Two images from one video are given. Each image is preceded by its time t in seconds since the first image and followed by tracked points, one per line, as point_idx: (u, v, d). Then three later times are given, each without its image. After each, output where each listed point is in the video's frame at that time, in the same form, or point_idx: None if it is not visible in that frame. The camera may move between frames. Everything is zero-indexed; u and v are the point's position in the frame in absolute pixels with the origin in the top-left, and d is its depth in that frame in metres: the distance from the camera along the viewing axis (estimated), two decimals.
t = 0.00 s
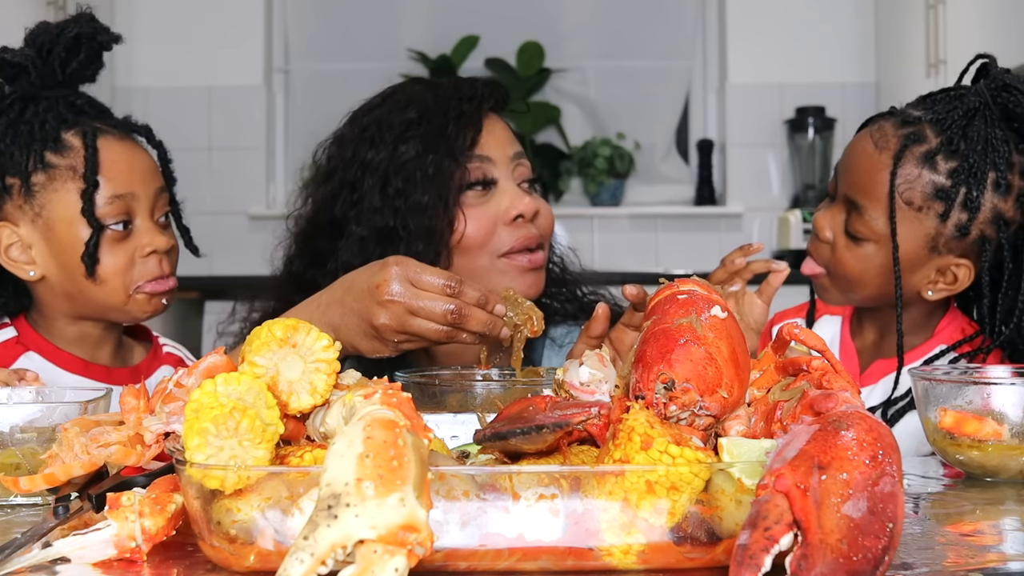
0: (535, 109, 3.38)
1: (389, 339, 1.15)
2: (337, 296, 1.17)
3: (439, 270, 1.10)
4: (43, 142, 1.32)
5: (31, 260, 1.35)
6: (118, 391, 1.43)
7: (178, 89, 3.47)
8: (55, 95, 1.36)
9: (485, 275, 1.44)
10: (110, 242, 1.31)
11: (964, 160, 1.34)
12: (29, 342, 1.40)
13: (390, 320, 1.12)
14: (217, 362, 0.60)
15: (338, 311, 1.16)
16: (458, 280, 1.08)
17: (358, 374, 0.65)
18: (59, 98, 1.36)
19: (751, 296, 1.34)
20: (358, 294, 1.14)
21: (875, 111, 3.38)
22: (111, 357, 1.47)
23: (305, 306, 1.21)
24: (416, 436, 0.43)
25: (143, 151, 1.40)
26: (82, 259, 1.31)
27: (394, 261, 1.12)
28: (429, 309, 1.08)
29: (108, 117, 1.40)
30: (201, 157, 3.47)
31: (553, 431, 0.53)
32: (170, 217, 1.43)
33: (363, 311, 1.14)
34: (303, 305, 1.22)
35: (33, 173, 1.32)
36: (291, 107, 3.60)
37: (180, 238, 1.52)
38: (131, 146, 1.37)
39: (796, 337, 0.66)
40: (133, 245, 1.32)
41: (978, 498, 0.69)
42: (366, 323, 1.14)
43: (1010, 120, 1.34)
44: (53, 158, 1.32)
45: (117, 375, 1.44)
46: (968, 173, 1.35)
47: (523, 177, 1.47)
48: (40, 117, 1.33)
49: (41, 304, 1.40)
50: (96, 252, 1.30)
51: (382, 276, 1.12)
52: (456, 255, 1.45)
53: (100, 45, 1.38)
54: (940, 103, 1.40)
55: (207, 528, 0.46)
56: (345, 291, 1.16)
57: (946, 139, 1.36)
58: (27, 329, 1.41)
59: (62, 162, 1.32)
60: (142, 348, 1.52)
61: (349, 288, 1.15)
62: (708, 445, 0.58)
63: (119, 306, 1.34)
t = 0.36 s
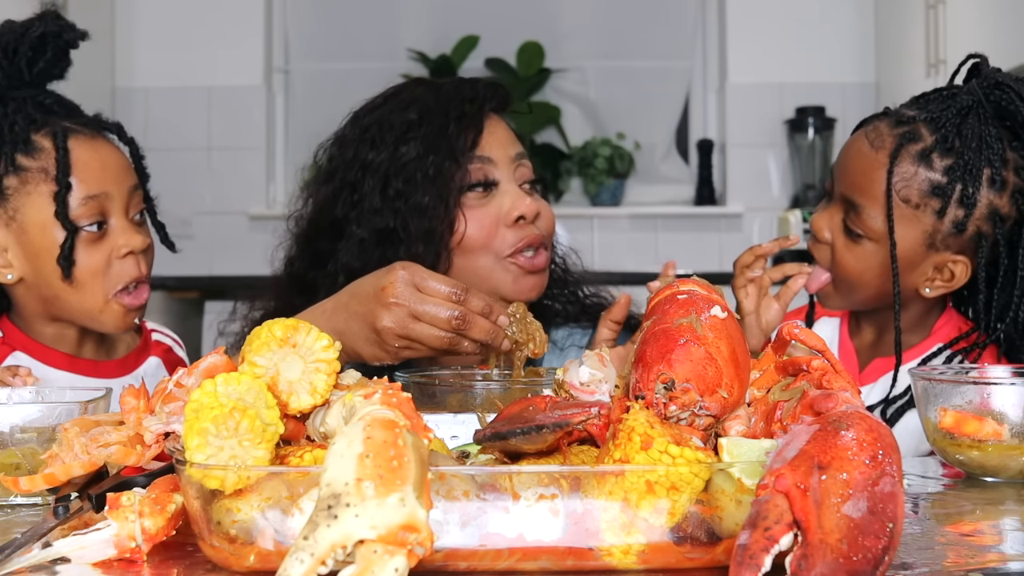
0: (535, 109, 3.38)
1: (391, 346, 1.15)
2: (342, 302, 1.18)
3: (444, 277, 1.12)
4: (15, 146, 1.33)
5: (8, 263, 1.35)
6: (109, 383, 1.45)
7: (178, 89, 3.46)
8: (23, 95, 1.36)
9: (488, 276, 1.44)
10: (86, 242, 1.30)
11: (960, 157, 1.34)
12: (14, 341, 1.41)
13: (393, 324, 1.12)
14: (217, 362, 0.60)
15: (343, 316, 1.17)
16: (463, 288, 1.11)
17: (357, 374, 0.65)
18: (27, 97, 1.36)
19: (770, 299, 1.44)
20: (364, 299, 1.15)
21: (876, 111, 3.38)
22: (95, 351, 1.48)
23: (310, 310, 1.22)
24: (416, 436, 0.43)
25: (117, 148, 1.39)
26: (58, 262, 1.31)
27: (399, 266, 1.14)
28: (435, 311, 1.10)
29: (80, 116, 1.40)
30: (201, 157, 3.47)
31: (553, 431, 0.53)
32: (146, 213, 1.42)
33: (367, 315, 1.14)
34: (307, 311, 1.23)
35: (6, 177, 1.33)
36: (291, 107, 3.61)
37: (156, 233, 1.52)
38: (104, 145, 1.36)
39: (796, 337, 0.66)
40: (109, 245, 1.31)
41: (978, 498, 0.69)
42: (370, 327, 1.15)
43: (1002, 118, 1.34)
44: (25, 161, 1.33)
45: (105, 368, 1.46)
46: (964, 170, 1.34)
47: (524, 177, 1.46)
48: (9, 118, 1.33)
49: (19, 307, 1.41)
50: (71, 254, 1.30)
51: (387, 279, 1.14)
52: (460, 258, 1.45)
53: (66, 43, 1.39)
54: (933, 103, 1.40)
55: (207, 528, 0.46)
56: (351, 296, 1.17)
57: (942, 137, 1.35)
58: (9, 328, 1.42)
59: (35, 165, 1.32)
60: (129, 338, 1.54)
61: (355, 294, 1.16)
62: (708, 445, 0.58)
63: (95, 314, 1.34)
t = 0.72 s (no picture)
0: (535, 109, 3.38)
1: (390, 350, 1.15)
2: (346, 304, 1.18)
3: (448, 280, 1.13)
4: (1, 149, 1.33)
5: None
6: (114, 380, 1.46)
7: (178, 89, 3.46)
8: (8, 96, 1.37)
9: (489, 282, 1.44)
10: (76, 245, 1.30)
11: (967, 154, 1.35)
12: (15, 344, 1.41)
13: (396, 326, 1.12)
14: (217, 362, 0.60)
15: (344, 319, 1.17)
16: (466, 291, 1.11)
17: (358, 374, 0.65)
18: (13, 100, 1.37)
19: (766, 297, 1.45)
20: (366, 301, 1.15)
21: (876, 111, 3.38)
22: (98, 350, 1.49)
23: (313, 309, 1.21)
24: (416, 436, 0.43)
25: (105, 149, 1.38)
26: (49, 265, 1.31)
27: (401, 269, 1.14)
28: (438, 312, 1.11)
29: (65, 118, 1.39)
30: (201, 157, 3.47)
31: (553, 431, 0.53)
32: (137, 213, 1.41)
33: (369, 317, 1.15)
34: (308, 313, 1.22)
35: None
36: (291, 108, 3.61)
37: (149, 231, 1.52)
38: (92, 146, 1.36)
39: (796, 337, 0.66)
40: (101, 245, 1.31)
41: (978, 498, 0.69)
42: (371, 329, 1.15)
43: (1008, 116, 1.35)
44: (13, 164, 1.33)
45: (107, 365, 1.46)
46: (971, 167, 1.35)
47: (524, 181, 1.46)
48: None
49: (14, 308, 1.41)
50: (61, 257, 1.29)
51: (390, 282, 1.14)
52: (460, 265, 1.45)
53: (49, 44, 1.38)
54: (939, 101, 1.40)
55: (207, 528, 0.46)
56: (353, 298, 1.17)
57: (948, 134, 1.36)
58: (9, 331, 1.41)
59: (22, 168, 1.32)
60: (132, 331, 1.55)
61: (357, 296, 1.16)
62: (708, 445, 0.58)
63: (94, 306, 1.34)
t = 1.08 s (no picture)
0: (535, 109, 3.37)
1: (389, 352, 1.14)
2: (347, 305, 1.18)
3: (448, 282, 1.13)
4: None
5: None
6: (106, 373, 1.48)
7: (177, 89, 3.46)
8: None
9: (486, 282, 1.44)
10: (55, 245, 1.30)
11: (989, 131, 1.36)
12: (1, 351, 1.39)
13: (397, 329, 1.12)
14: (217, 362, 0.60)
15: (346, 321, 1.17)
16: (465, 293, 1.11)
17: (358, 374, 0.65)
18: None
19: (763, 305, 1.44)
20: (367, 303, 1.16)
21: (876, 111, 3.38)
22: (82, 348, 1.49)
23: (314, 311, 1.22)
24: (416, 436, 0.43)
25: (83, 153, 1.39)
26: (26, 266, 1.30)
27: (403, 272, 1.15)
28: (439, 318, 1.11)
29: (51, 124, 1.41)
30: (201, 157, 3.47)
31: (553, 431, 0.53)
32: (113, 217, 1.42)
33: (370, 320, 1.15)
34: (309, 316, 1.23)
35: None
36: (291, 108, 3.61)
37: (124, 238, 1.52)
38: (70, 149, 1.37)
39: (796, 338, 0.66)
40: (78, 247, 1.31)
41: (978, 498, 0.69)
42: (371, 332, 1.15)
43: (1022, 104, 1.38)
44: None
45: (97, 359, 1.47)
46: (991, 144, 1.37)
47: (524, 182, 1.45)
48: None
49: None
50: (40, 256, 1.29)
51: (391, 284, 1.14)
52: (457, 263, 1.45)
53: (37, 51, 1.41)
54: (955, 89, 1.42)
55: (207, 528, 0.46)
56: (355, 301, 1.17)
57: (970, 113, 1.37)
58: None
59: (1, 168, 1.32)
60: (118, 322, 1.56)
61: (358, 298, 1.17)
62: (708, 445, 0.58)
63: (72, 311, 1.34)
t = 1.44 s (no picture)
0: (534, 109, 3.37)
1: (387, 344, 1.13)
2: (342, 301, 1.18)
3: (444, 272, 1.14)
4: None
5: None
6: (109, 374, 1.46)
7: (177, 89, 3.46)
8: None
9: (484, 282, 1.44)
10: (47, 236, 1.31)
11: (970, 105, 1.49)
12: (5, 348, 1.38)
13: (395, 319, 1.12)
14: (217, 362, 0.60)
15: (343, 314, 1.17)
16: (462, 283, 1.12)
17: (358, 374, 0.65)
18: None
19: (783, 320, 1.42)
20: (364, 296, 1.15)
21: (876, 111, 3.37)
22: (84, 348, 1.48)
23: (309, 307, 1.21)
24: (416, 436, 0.43)
25: (69, 145, 1.39)
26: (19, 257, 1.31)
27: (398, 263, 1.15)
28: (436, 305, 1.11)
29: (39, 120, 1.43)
30: (201, 157, 3.47)
31: (553, 431, 0.53)
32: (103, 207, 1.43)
33: (366, 312, 1.14)
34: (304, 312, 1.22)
35: None
36: (291, 108, 3.61)
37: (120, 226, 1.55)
38: (57, 142, 1.37)
39: (796, 337, 0.66)
40: (70, 238, 1.33)
41: (978, 498, 0.69)
42: (368, 324, 1.14)
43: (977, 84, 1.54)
44: None
45: (99, 360, 1.46)
46: (977, 115, 1.48)
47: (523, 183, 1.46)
48: None
49: None
50: (33, 247, 1.30)
51: (387, 276, 1.14)
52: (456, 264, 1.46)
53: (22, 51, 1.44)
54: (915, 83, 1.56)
55: (207, 528, 0.46)
56: (351, 293, 1.17)
57: (943, 95, 1.51)
58: None
59: None
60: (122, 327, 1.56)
61: (355, 292, 1.16)
62: (708, 445, 0.58)
63: (69, 296, 1.34)
